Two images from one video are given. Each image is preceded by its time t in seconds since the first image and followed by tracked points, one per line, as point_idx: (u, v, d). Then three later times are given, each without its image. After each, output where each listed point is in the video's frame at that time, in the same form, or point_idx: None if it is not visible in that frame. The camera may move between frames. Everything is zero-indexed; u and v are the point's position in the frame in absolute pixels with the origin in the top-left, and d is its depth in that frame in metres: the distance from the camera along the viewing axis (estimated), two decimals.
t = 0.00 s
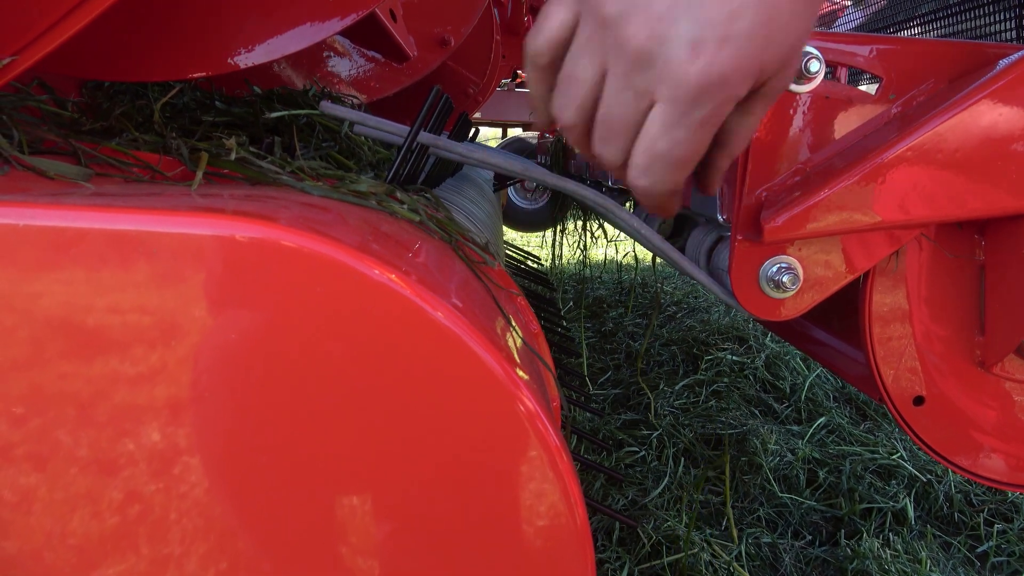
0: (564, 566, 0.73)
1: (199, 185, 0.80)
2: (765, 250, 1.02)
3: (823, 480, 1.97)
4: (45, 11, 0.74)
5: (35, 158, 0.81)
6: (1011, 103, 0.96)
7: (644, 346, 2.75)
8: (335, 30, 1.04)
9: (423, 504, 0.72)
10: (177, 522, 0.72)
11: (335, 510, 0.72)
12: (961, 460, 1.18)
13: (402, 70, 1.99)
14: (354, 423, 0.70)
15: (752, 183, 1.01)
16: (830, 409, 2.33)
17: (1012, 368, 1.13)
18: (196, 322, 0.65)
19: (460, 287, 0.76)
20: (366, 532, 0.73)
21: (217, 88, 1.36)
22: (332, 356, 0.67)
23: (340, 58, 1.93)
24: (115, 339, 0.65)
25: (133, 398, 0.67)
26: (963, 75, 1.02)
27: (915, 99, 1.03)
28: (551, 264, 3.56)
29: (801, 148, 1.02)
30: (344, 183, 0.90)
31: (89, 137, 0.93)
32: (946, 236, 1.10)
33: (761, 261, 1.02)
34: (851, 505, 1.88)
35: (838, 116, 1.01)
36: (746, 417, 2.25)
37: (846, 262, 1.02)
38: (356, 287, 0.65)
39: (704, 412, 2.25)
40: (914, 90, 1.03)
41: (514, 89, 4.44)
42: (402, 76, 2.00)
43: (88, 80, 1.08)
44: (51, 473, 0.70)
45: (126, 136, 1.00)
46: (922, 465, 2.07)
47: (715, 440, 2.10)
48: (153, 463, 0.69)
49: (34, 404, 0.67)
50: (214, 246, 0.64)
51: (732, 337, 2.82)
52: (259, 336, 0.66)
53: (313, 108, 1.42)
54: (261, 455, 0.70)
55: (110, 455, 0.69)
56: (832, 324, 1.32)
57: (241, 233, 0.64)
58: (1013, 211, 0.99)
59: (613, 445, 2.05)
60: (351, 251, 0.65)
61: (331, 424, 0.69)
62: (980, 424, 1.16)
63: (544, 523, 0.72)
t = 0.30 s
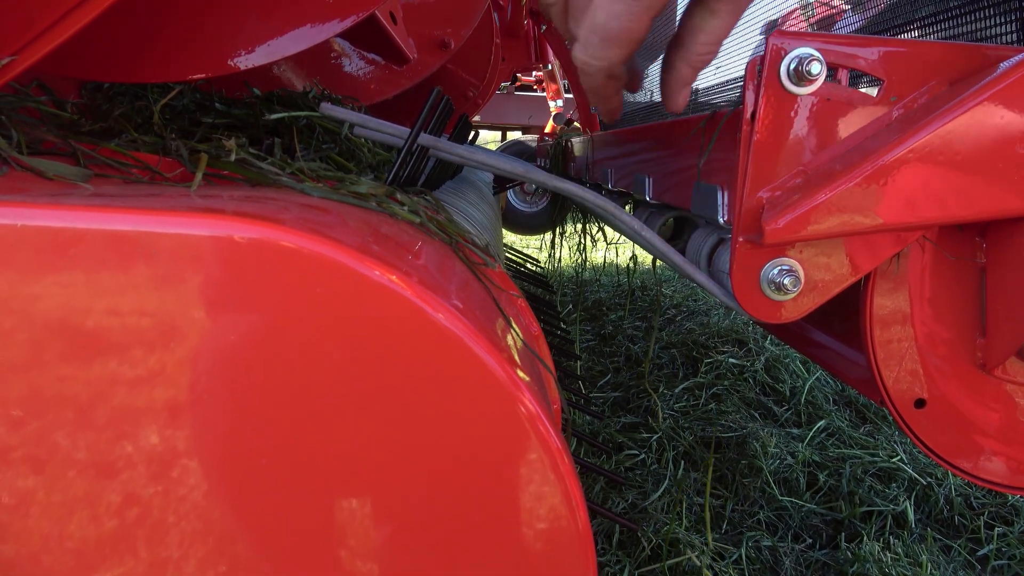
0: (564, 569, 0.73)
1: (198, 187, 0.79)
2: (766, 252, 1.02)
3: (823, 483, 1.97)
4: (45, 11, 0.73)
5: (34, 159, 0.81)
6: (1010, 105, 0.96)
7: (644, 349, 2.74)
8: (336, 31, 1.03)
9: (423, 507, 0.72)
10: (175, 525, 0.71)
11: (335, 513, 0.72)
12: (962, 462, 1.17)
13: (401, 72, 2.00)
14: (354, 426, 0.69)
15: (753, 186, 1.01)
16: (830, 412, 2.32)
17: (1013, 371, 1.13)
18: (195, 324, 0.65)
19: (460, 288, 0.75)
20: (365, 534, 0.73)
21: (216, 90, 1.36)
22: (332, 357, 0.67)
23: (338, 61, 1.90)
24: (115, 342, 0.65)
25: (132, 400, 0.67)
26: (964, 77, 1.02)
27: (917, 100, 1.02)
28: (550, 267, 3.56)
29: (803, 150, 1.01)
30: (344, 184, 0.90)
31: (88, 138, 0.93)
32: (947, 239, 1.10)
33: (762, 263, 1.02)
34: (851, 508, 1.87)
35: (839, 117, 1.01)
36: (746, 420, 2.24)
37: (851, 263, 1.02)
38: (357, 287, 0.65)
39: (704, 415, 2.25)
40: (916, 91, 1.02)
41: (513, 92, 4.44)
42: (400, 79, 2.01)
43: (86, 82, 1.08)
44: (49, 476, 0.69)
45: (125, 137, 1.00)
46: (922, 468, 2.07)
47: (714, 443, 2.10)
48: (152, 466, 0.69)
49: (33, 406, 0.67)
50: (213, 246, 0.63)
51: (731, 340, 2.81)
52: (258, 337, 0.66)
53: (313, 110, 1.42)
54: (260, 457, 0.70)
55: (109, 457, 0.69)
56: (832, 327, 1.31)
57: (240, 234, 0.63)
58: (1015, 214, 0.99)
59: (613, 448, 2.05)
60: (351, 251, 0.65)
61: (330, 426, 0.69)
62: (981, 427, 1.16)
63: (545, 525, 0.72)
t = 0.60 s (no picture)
0: None
1: (196, 198, 0.79)
2: (767, 259, 1.02)
3: (824, 487, 1.96)
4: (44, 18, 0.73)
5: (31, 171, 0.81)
6: (1011, 108, 0.96)
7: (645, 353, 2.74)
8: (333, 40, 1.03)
9: (424, 515, 0.71)
10: (175, 536, 0.71)
11: (336, 522, 0.71)
12: (965, 467, 1.17)
13: (399, 79, 2.00)
14: (355, 434, 0.69)
15: (753, 193, 1.01)
16: (831, 416, 2.32)
17: (1016, 375, 1.13)
18: (194, 332, 0.64)
19: (459, 299, 0.75)
20: (366, 544, 0.72)
21: (215, 99, 1.36)
22: (331, 366, 0.66)
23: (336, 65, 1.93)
24: (114, 352, 0.65)
25: (132, 410, 0.66)
26: (965, 81, 1.02)
27: (918, 104, 1.02)
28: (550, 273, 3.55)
29: (804, 156, 1.01)
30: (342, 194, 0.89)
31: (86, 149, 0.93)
32: (949, 244, 1.10)
33: (763, 269, 1.02)
34: (853, 512, 1.87)
35: (840, 123, 1.01)
36: (748, 424, 2.24)
37: (861, 268, 1.02)
38: (356, 299, 0.64)
39: (705, 420, 2.24)
40: (917, 95, 1.02)
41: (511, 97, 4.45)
42: (398, 85, 2.01)
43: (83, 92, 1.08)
44: (49, 487, 0.69)
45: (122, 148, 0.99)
46: (924, 472, 2.06)
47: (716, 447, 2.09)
48: (151, 476, 0.69)
49: (32, 416, 0.66)
50: (210, 259, 0.63)
51: (732, 343, 2.81)
52: (257, 346, 0.65)
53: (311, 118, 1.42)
54: (261, 468, 0.69)
55: (108, 467, 0.68)
56: (834, 331, 1.31)
57: (237, 247, 0.63)
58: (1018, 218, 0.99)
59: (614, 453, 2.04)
60: (348, 263, 0.65)
61: (330, 436, 0.69)
62: (985, 431, 1.15)
63: (546, 533, 0.71)
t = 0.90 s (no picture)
0: None
1: (202, 197, 0.78)
2: (774, 257, 1.01)
3: (829, 489, 1.96)
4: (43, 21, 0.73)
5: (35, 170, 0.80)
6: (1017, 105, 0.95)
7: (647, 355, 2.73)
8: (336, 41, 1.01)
9: (428, 517, 0.70)
10: (177, 539, 0.70)
11: (338, 524, 0.71)
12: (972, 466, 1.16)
13: (401, 81, 2.00)
14: (358, 437, 0.68)
15: (761, 191, 1.01)
16: (834, 417, 2.32)
17: None
18: (195, 334, 0.64)
19: (467, 296, 0.74)
20: (370, 546, 0.71)
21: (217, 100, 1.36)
22: (335, 368, 0.66)
23: (338, 68, 1.95)
24: (115, 355, 0.64)
25: (133, 413, 0.66)
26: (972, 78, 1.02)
27: (925, 103, 1.02)
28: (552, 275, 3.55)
29: (811, 154, 1.01)
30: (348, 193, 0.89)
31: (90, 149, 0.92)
32: (958, 242, 1.09)
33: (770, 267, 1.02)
34: (858, 514, 1.86)
35: (847, 121, 1.00)
36: (751, 426, 2.23)
37: (862, 268, 1.01)
38: (364, 294, 0.63)
39: (708, 422, 2.23)
40: (923, 94, 1.02)
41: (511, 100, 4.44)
42: (400, 87, 2.00)
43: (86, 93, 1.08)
44: (49, 490, 0.68)
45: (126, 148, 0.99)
46: (929, 473, 2.05)
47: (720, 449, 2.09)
48: (153, 479, 0.68)
49: (32, 420, 0.66)
50: (216, 255, 0.62)
51: (734, 345, 2.80)
52: (260, 348, 0.65)
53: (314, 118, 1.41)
54: (263, 470, 0.69)
55: (110, 471, 0.68)
56: (841, 331, 1.30)
57: (245, 242, 0.62)
58: None
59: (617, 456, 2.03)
60: (357, 260, 0.64)
61: (333, 437, 0.68)
62: (993, 430, 1.15)
63: (550, 534, 0.71)
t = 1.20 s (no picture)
0: None
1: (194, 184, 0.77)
2: (775, 245, 1.03)
3: (827, 490, 1.94)
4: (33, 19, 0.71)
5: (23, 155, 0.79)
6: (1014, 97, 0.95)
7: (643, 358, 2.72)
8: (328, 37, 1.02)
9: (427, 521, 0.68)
10: (169, 544, 0.68)
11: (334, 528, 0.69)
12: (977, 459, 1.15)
13: (393, 82, 1.98)
14: (355, 438, 0.66)
15: (763, 177, 1.03)
16: (832, 419, 2.31)
17: None
18: (188, 336, 0.62)
19: (467, 282, 0.73)
20: (367, 551, 0.69)
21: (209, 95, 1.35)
22: (330, 368, 0.64)
23: (330, 67, 1.86)
24: (108, 359, 0.62)
25: (125, 418, 0.64)
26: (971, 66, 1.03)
27: (924, 92, 1.05)
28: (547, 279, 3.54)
29: (812, 141, 1.04)
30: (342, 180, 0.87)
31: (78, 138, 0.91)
32: (961, 231, 1.09)
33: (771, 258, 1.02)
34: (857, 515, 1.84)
35: (846, 107, 1.04)
36: (748, 428, 2.22)
37: (845, 267, 1.04)
38: (363, 277, 0.62)
39: (705, 424, 2.22)
40: (923, 83, 1.05)
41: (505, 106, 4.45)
42: (393, 88, 1.99)
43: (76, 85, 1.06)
44: (39, 497, 0.66)
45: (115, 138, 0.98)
46: (926, 473, 2.04)
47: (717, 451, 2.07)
48: (145, 484, 0.66)
49: (22, 425, 0.64)
50: (208, 235, 0.61)
51: (730, 348, 2.80)
52: (253, 347, 0.63)
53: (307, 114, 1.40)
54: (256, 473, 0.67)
55: (101, 476, 0.66)
56: (843, 327, 1.29)
57: (239, 218, 0.61)
58: None
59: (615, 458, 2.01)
60: (356, 238, 0.62)
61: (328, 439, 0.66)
62: (997, 423, 1.13)
63: (549, 537, 0.69)
